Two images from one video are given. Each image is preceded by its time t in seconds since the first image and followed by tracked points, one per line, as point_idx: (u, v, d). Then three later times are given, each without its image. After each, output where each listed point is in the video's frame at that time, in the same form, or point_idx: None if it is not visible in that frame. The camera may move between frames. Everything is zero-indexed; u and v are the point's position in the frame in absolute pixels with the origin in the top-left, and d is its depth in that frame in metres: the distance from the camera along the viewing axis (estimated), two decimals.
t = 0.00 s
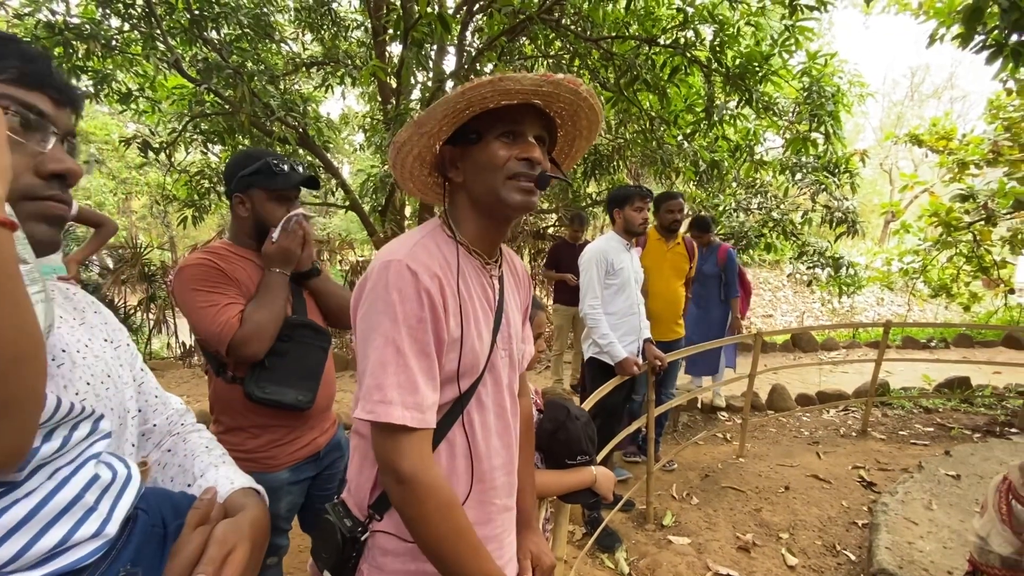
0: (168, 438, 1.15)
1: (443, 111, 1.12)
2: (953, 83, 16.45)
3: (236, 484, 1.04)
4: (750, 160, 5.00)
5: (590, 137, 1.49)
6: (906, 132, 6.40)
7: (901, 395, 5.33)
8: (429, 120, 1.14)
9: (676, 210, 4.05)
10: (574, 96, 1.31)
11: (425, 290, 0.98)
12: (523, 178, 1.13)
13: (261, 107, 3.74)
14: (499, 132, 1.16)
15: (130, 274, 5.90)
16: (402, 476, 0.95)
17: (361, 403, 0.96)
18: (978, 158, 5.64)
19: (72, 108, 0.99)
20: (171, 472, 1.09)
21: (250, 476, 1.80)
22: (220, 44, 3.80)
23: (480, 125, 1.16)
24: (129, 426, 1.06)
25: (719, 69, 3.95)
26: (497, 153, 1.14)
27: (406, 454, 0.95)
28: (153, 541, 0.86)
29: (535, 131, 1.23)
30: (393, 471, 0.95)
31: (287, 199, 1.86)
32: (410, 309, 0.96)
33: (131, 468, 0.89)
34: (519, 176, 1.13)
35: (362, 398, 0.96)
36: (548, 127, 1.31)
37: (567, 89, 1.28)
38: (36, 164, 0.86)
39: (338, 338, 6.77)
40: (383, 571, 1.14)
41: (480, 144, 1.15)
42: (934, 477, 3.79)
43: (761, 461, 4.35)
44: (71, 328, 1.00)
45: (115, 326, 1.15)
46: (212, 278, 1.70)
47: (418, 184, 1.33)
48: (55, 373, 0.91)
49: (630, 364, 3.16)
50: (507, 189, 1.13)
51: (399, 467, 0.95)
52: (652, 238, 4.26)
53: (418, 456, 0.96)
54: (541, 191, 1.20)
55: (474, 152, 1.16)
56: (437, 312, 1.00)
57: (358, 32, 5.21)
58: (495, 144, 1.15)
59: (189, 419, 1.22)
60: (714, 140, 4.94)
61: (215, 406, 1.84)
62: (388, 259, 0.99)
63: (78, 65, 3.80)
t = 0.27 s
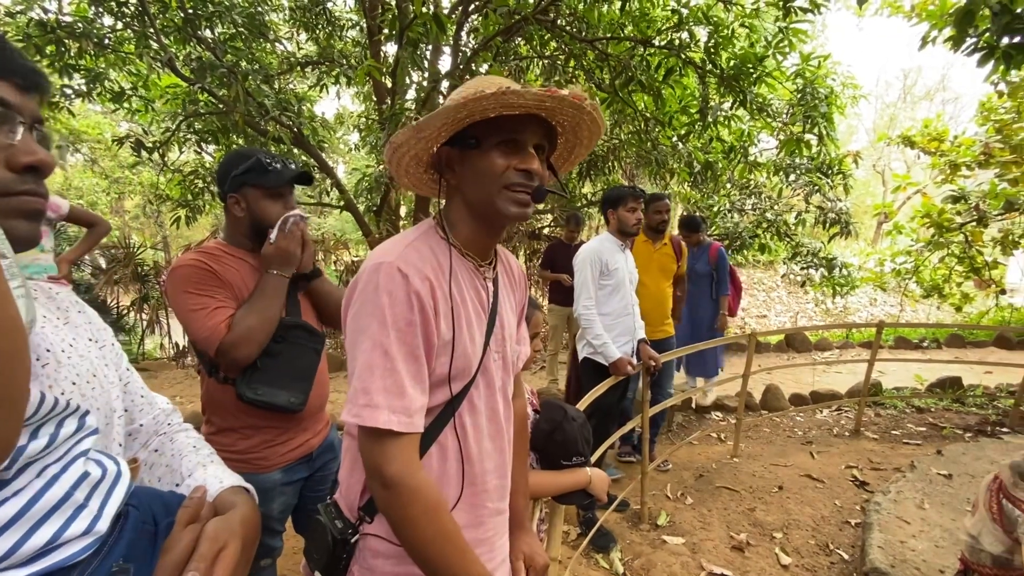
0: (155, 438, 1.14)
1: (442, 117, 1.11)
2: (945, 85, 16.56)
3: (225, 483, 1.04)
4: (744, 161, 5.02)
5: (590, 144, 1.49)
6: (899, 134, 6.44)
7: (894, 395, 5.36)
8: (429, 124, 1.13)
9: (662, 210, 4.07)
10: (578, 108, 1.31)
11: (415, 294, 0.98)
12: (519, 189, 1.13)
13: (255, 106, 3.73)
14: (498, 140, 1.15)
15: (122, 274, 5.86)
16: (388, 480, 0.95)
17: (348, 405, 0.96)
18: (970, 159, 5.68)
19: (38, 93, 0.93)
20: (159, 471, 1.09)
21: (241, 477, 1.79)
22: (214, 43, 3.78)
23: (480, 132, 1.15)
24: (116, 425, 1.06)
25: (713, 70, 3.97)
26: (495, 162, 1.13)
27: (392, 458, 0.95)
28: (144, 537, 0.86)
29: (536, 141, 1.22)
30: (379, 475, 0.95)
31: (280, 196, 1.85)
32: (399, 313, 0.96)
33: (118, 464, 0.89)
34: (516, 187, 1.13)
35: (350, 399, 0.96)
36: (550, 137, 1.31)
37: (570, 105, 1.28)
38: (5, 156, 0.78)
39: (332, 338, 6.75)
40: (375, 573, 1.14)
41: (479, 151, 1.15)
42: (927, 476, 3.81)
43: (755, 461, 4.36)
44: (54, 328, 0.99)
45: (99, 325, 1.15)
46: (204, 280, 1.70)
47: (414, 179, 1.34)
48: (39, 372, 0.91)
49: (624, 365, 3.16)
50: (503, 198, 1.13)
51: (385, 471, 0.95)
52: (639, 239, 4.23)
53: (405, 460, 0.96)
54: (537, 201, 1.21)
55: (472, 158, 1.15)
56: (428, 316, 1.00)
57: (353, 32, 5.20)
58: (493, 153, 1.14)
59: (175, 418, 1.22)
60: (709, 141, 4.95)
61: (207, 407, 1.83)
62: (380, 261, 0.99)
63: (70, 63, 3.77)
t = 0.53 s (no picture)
0: (148, 440, 1.13)
1: (438, 118, 1.11)
2: (939, 86, 16.66)
3: (219, 484, 1.03)
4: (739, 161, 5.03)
5: (586, 145, 1.49)
6: (893, 134, 6.47)
7: (888, 394, 5.39)
8: (424, 125, 1.13)
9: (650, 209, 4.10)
10: (574, 110, 1.31)
11: (408, 294, 0.97)
12: (515, 190, 1.14)
13: (249, 105, 3.72)
14: (494, 141, 1.15)
15: (116, 274, 5.82)
16: (378, 481, 0.95)
17: (341, 406, 0.96)
18: (963, 160, 5.72)
19: (22, 87, 0.93)
20: (152, 472, 1.09)
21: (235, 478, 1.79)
22: (208, 41, 3.76)
23: (476, 133, 1.15)
24: (108, 426, 1.05)
25: (708, 71, 3.98)
26: (491, 163, 1.13)
27: (383, 459, 0.95)
28: (134, 541, 0.85)
29: (532, 142, 1.22)
30: (370, 476, 0.95)
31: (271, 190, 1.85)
32: (392, 313, 0.96)
33: (109, 466, 0.88)
34: (512, 189, 1.13)
35: (342, 400, 0.96)
36: (546, 138, 1.31)
37: (567, 106, 1.28)
38: None
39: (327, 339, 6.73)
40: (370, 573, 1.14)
41: (475, 152, 1.15)
42: (920, 475, 3.84)
43: (750, 460, 4.38)
44: (44, 328, 0.99)
45: (89, 326, 1.14)
46: (197, 280, 1.69)
47: (409, 179, 1.34)
48: (29, 372, 0.90)
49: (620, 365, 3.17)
50: (499, 199, 1.13)
51: (375, 472, 0.95)
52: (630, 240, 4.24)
53: (396, 461, 0.96)
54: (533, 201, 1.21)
55: (468, 159, 1.15)
56: (421, 317, 1.00)
57: (349, 32, 5.19)
58: (489, 154, 1.14)
59: (168, 419, 1.21)
60: (704, 141, 4.96)
61: (202, 407, 1.83)
62: (373, 262, 0.99)
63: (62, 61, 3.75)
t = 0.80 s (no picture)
0: (152, 442, 1.13)
1: (437, 115, 1.11)
2: (933, 86, 16.74)
3: (219, 490, 1.03)
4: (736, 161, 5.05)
5: (582, 144, 1.50)
6: (888, 134, 6.49)
7: (883, 393, 5.42)
8: (422, 124, 1.13)
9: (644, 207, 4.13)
10: (571, 109, 1.31)
11: (407, 291, 0.98)
12: (513, 188, 1.14)
13: (245, 103, 3.71)
14: (492, 139, 1.15)
15: (111, 273, 5.79)
16: (377, 478, 0.95)
17: (339, 403, 0.96)
18: (957, 159, 5.75)
19: (23, 88, 0.93)
20: (154, 475, 1.08)
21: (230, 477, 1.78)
22: (204, 40, 3.74)
23: (474, 130, 1.15)
24: (107, 428, 1.04)
25: (705, 70, 3.99)
26: (489, 161, 1.14)
27: (382, 456, 0.95)
28: (115, 550, 0.80)
29: (530, 140, 1.22)
30: (369, 474, 0.96)
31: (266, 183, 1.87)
32: (391, 310, 0.96)
33: (85, 471, 0.83)
34: (510, 186, 1.13)
35: (341, 397, 0.96)
36: (543, 136, 1.31)
37: (565, 104, 1.28)
38: None
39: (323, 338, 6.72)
40: (368, 572, 1.15)
41: (473, 150, 1.15)
42: (915, 473, 3.86)
43: (746, 458, 4.40)
44: (45, 328, 0.99)
45: (95, 325, 1.14)
46: (193, 281, 1.68)
47: (405, 177, 1.34)
48: (25, 373, 0.90)
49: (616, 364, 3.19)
50: (498, 197, 1.13)
51: (374, 470, 0.95)
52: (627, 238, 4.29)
53: (395, 458, 0.96)
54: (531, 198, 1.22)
55: (466, 157, 1.15)
56: (420, 313, 1.00)
57: (345, 30, 5.17)
58: (487, 152, 1.14)
59: (174, 421, 1.21)
60: (700, 141, 4.97)
61: (197, 407, 1.82)
62: (372, 258, 0.99)
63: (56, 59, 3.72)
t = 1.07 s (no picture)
0: (157, 440, 1.13)
1: (434, 112, 1.11)
2: (927, 85, 16.82)
3: (213, 492, 1.03)
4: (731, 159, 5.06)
5: (575, 142, 1.50)
6: (881, 132, 6.53)
7: (877, 390, 5.46)
8: (417, 121, 1.13)
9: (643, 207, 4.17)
10: (565, 107, 1.32)
11: (402, 287, 0.98)
12: (508, 185, 1.14)
13: (239, 101, 3.70)
14: (488, 136, 1.16)
15: (104, 272, 5.77)
16: (373, 473, 0.95)
17: (334, 399, 0.96)
18: (950, 158, 5.79)
19: (32, 93, 0.97)
20: (155, 475, 1.08)
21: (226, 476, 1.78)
22: (197, 37, 3.72)
23: (470, 127, 1.15)
24: (104, 427, 1.04)
25: (700, 69, 4.00)
26: (485, 158, 1.14)
27: (377, 450, 0.95)
28: (90, 556, 0.76)
29: (524, 137, 1.23)
30: (364, 468, 0.96)
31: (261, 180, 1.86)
32: (386, 305, 0.96)
33: (61, 474, 0.78)
34: (505, 184, 1.14)
35: (336, 392, 0.96)
36: (537, 134, 1.32)
37: (559, 103, 1.29)
38: None
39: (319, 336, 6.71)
40: (362, 568, 1.15)
41: (468, 147, 1.15)
42: (908, 469, 3.89)
43: (741, 455, 4.42)
44: (46, 324, 0.98)
45: (98, 322, 1.14)
46: (185, 288, 1.66)
47: (399, 174, 1.34)
48: (19, 370, 0.90)
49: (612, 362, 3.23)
50: (494, 194, 1.13)
51: (370, 464, 0.95)
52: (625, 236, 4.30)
53: (390, 452, 0.96)
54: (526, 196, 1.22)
55: (461, 155, 1.15)
56: (415, 309, 1.00)
57: (339, 28, 5.16)
58: (483, 149, 1.15)
59: (179, 420, 1.20)
60: (696, 139, 4.98)
61: (192, 405, 1.81)
62: (367, 255, 0.99)
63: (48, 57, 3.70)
